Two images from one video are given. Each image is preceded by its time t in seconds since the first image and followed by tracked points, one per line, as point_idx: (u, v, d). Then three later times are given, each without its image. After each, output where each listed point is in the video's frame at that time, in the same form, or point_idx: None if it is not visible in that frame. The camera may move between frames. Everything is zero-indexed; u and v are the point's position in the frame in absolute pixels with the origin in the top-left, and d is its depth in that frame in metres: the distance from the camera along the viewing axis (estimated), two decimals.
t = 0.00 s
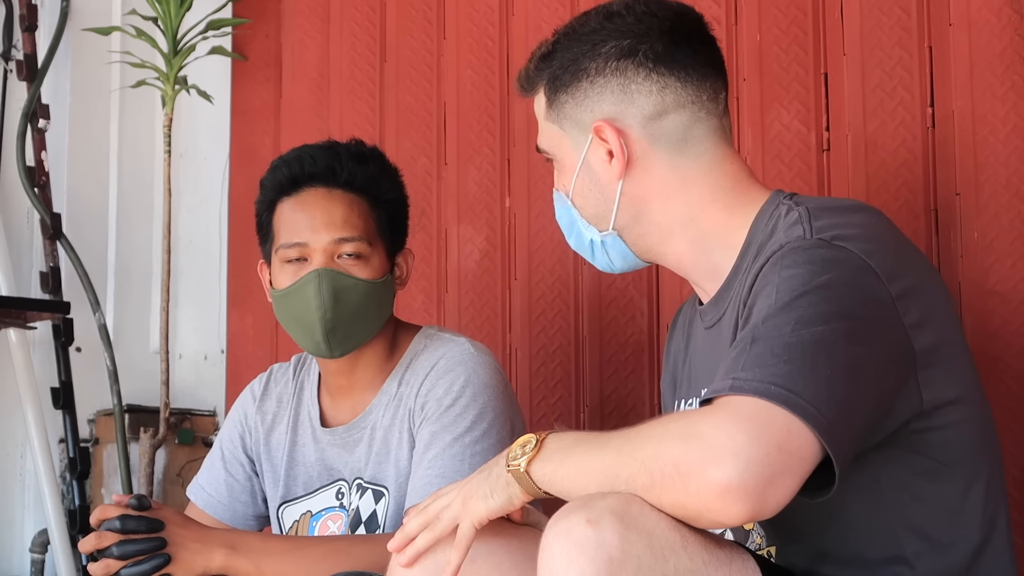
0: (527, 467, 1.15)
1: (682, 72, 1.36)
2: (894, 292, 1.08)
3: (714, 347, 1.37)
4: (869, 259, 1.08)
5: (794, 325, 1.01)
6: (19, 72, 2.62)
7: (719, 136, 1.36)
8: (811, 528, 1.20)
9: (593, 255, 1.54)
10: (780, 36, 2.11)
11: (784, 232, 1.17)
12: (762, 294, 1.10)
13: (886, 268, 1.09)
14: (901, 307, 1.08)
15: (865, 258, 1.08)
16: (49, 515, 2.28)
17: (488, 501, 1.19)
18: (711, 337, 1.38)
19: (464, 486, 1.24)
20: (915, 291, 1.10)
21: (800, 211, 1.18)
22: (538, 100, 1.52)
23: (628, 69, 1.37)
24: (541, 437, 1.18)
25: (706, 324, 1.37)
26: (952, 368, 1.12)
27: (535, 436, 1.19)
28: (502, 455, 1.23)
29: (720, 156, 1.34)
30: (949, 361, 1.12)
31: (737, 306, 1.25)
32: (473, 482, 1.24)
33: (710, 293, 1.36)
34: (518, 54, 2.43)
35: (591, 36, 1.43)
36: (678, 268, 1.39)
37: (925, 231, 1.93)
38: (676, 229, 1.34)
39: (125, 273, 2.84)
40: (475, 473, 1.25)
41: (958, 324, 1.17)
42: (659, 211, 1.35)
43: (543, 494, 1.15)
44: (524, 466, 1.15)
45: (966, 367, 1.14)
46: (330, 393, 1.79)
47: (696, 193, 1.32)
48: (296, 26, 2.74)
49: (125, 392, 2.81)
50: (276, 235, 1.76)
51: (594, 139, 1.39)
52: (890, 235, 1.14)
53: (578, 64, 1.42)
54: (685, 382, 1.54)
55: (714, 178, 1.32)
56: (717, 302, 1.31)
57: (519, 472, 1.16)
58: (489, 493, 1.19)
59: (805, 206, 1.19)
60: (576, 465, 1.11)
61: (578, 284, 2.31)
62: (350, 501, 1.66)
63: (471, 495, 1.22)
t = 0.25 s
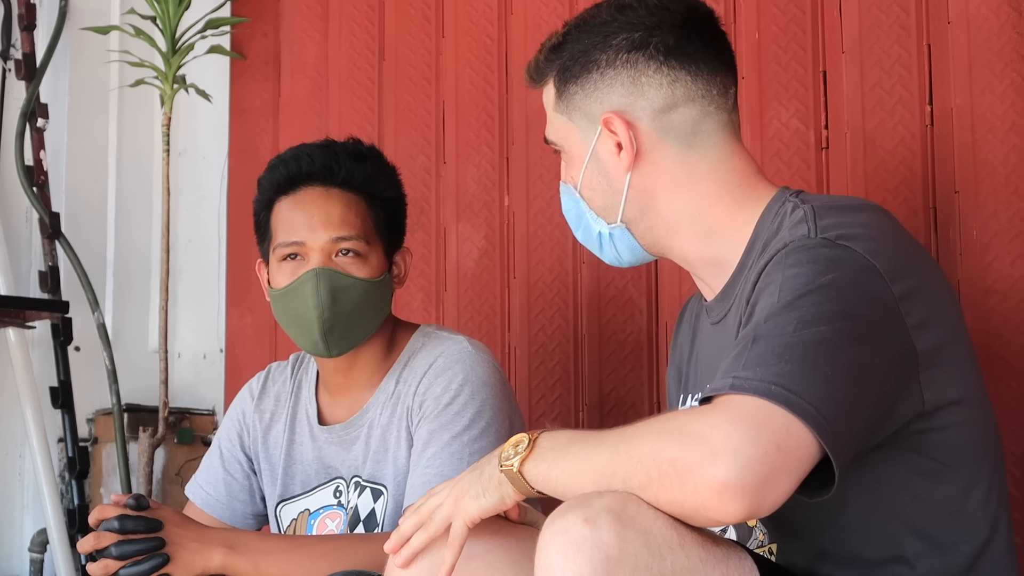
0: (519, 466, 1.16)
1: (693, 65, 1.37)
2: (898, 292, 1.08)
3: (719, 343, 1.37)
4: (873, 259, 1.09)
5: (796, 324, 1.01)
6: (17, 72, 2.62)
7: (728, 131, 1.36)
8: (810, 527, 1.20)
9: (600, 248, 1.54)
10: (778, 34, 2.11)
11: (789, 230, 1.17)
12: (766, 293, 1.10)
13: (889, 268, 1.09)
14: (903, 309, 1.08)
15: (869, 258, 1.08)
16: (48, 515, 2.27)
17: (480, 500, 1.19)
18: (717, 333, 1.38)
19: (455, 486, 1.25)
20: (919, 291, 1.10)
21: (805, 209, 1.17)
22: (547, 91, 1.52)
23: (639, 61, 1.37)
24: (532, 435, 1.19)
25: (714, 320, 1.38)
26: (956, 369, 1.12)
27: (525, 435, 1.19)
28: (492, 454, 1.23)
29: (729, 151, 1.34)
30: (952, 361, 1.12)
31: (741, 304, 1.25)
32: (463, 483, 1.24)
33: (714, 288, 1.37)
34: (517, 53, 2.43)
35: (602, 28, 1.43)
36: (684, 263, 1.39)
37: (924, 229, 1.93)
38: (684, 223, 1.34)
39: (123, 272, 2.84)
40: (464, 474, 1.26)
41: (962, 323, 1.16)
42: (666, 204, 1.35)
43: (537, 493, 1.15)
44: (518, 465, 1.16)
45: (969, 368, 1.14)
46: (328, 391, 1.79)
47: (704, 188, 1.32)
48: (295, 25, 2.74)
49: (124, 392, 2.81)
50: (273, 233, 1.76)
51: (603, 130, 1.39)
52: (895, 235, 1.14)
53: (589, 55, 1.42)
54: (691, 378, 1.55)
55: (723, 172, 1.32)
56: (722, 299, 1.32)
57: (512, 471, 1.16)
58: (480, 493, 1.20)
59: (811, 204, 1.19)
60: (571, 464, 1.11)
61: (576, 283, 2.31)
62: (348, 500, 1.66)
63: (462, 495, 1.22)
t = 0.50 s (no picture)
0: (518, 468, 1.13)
1: (721, 58, 1.37)
2: (912, 295, 1.08)
3: (732, 339, 1.38)
4: (888, 262, 1.09)
5: (808, 326, 1.01)
6: (17, 71, 2.62)
7: (751, 126, 1.36)
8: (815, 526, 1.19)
9: (613, 237, 1.53)
10: (778, 33, 2.11)
11: (804, 230, 1.17)
12: (779, 292, 1.10)
13: (904, 270, 1.09)
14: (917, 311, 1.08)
15: (885, 261, 1.08)
16: (48, 514, 2.27)
17: (475, 496, 1.15)
18: (730, 328, 1.38)
19: (447, 470, 1.19)
20: (930, 294, 1.10)
21: (821, 209, 1.17)
22: (570, 76, 1.52)
23: (667, 50, 1.37)
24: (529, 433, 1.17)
25: (727, 315, 1.38)
26: (968, 372, 1.12)
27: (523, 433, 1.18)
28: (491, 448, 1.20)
29: (749, 146, 1.34)
30: (964, 363, 1.12)
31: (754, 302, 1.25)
32: (458, 467, 1.19)
33: (727, 284, 1.36)
34: (517, 52, 2.43)
35: (632, 15, 1.43)
36: (699, 257, 1.39)
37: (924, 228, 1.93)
38: (702, 215, 1.34)
39: (123, 271, 2.84)
40: (461, 457, 1.21)
41: (974, 324, 1.16)
42: (684, 196, 1.35)
43: (533, 491, 1.14)
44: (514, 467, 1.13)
45: (981, 372, 1.15)
46: (329, 391, 1.79)
47: (722, 181, 1.32)
48: (294, 24, 2.74)
49: (124, 391, 2.81)
50: (274, 232, 1.76)
51: (626, 117, 1.39)
52: (912, 239, 1.14)
53: (617, 41, 1.42)
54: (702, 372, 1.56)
55: (744, 166, 1.32)
56: (736, 295, 1.32)
57: (510, 475, 1.14)
58: (475, 488, 1.15)
59: (828, 203, 1.18)
60: (572, 461, 1.10)
61: (576, 282, 2.31)
62: (349, 499, 1.66)
63: (456, 484, 1.17)
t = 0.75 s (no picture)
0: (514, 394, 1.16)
1: (736, 54, 1.37)
2: (926, 304, 1.07)
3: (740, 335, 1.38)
4: (901, 271, 1.08)
5: (818, 340, 1.01)
6: (18, 69, 2.62)
7: (763, 123, 1.36)
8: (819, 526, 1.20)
9: (625, 232, 1.52)
10: (780, 31, 2.10)
11: (817, 235, 1.16)
12: (789, 298, 1.10)
13: (918, 280, 1.08)
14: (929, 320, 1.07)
15: (897, 271, 1.07)
16: (49, 512, 2.28)
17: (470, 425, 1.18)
18: (740, 325, 1.39)
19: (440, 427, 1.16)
20: (945, 301, 1.09)
21: (835, 215, 1.16)
22: (585, 71, 1.52)
23: (682, 46, 1.37)
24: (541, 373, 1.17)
25: (737, 312, 1.38)
26: (976, 378, 1.13)
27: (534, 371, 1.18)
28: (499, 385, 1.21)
29: (762, 144, 1.34)
30: (972, 373, 1.13)
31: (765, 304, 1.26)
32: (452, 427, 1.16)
33: (738, 282, 1.37)
34: (518, 50, 2.43)
35: (648, 10, 1.43)
36: (711, 253, 1.39)
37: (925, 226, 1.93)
38: (713, 213, 1.34)
39: (124, 269, 2.84)
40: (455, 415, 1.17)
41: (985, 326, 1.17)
42: (698, 192, 1.35)
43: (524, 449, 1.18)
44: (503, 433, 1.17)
45: (993, 377, 1.16)
46: (329, 391, 1.79)
47: (735, 178, 1.32)
48: (296, 22, 2.74)
49: (125, 389, 2.81)
50: (275, 230, 1.76)
51: (639, 113, 1.39)
52: (926, 248, 1.13)
53: (632, 36, 1.42)
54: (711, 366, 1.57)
55: (756, 164, 1.33)
56: (747, 292, 1.33)
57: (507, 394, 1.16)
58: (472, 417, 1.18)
59: (842, 209, 1.17)
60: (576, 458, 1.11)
61: (577, 280, 2.31)
62: (350, 498, 1.66)
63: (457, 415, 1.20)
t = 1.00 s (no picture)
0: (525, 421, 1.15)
1: (724, 54, 1.38)
2: (922, 301, 1.08)
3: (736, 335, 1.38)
4: (899, 269, 1.08)
5: (818, 338, 1.01)
6: (19, 67, 2.62)
7: (753, 123, 1.36)
8: (818, 524, 1.20)
9: (619, 234, 1.53)
10: (780, 30, 2.11)
11: (813, 234, 1.16)
12: (787, 299, 1.10)
13: (915, 276, 1.08)
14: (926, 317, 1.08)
15: (894, 268, 1.08)
16: (49, 510, 2.28)
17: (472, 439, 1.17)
18: (736, 325, 1.39)
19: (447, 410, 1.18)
20: (942, 298, 1.10)
21: (831, 214, 1.16)
22: (574, 74, 1.52)
23: (670, 47, 1.38)
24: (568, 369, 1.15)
25: (732, 312, 1.38)
26: (974, 375, 1.13)
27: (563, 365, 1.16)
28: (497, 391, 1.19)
29: (754, 143, 1.34)
30: (970, 369, 1.13)
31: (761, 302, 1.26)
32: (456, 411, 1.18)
33: (733, 281, 1.37)
34: (518, 49, 2.43)
35: (634, 12, 1.44)
36: (705, 254, 1.39)
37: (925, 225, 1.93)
38: (705, 215, 1.34)
39: (125, 268, 2.84)
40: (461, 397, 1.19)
41: (980, 324, 1.17)
42: (689, 193, 1.34)
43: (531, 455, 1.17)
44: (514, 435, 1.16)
45: (989, 374, 1.16)
46: (330, 390, 1.79)
47: (726, 179, 1.32)
48: (296, 20, 2.74)
49: (125, 387, 2.81)
50: (275, 229, 1.76)
51: (627, 116, 1.38)
52: (922, 244, 1.13)
53: (619, 39, 1.43)
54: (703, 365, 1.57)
55: (747, 163, 1.33)
56: (742, 292, 1.33)
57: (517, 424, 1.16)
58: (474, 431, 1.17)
59: (838, 207, 1.18)
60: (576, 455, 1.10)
61: (577, 279, 2.31)
62: (350, 497, 1.66)
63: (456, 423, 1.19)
